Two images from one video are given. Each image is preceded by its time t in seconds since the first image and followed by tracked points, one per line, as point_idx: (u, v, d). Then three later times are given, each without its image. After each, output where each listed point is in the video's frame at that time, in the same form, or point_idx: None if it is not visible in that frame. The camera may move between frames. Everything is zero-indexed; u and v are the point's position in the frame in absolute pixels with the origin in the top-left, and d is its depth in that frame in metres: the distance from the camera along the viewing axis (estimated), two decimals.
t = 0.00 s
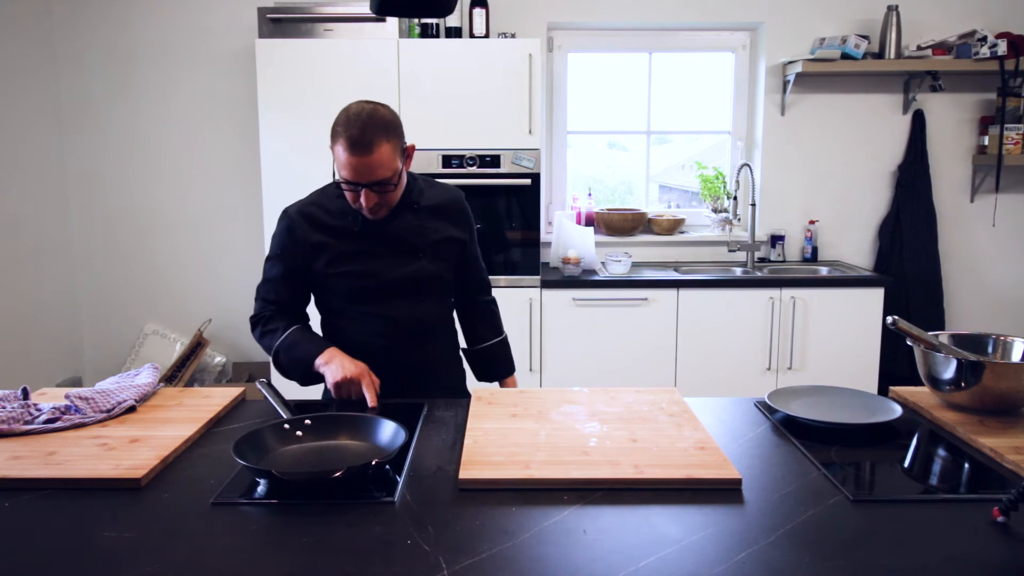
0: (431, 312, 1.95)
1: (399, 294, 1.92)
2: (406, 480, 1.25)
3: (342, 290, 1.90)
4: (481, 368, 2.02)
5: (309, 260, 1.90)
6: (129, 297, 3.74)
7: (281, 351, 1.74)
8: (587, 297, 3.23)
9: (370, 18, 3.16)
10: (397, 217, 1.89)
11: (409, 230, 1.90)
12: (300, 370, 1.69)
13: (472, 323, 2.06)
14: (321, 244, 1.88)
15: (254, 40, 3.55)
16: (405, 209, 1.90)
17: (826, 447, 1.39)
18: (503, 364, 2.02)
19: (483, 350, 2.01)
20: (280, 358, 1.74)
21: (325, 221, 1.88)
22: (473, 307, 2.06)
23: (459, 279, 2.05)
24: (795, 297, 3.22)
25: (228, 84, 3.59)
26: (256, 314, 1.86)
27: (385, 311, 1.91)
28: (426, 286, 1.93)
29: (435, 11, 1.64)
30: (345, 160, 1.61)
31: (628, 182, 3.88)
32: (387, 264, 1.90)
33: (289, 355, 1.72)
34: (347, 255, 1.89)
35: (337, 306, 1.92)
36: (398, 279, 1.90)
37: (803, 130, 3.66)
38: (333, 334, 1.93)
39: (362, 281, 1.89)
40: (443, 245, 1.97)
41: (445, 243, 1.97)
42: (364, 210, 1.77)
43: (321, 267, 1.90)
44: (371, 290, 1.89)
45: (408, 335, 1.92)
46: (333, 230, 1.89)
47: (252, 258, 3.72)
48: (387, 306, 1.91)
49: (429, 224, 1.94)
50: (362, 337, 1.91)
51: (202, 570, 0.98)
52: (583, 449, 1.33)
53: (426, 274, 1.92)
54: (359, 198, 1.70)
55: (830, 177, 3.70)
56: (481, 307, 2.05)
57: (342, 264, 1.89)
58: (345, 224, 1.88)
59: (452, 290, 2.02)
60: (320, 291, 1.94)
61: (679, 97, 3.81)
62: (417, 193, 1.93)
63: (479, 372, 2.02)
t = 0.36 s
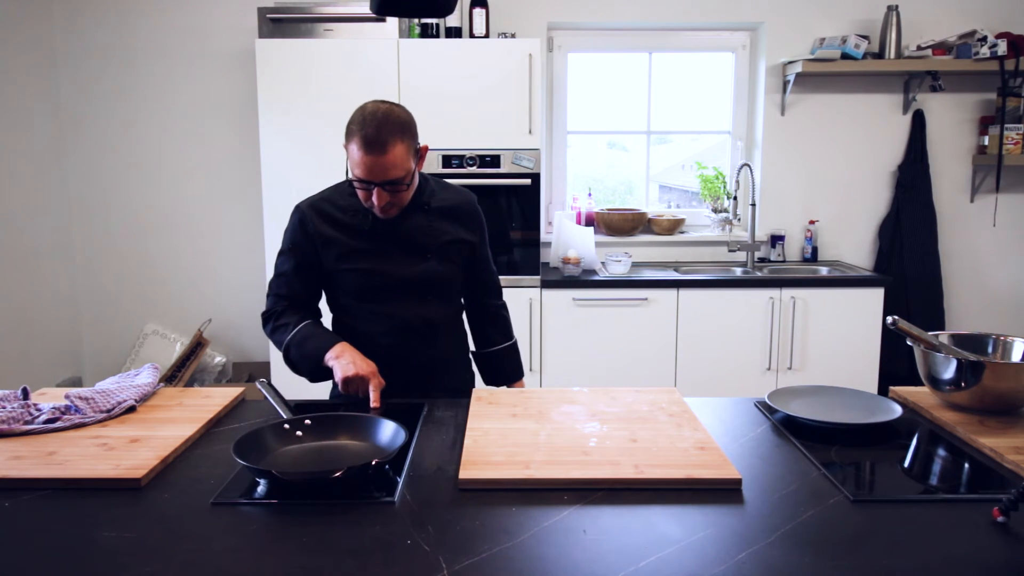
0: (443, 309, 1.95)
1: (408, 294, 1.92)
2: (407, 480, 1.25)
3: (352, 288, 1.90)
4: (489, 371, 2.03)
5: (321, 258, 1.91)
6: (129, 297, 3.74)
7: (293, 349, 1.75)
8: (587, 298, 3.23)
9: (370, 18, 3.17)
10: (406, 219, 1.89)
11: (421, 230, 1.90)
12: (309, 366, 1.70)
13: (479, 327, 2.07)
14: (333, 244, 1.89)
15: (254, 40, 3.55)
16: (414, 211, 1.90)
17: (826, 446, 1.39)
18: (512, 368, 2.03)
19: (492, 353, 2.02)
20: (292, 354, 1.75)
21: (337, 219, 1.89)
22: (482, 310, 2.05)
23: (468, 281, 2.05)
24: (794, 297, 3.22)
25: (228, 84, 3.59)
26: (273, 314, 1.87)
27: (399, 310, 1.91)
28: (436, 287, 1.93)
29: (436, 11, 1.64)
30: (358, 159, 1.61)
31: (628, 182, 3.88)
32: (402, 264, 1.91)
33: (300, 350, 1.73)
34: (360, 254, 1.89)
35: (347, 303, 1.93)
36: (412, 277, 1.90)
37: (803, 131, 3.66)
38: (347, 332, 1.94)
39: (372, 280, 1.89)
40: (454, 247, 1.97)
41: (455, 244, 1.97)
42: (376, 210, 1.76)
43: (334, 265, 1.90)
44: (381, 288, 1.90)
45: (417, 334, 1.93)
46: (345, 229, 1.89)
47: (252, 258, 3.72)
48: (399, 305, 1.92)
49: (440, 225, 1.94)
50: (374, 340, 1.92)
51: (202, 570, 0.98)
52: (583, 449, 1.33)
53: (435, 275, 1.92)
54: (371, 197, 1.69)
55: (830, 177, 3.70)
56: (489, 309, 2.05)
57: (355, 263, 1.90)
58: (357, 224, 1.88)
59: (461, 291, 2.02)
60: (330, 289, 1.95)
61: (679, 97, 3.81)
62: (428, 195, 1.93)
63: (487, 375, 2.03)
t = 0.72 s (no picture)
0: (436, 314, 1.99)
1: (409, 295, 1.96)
2: (406, 480, 1.25)
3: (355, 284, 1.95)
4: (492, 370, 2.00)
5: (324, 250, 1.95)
6: (128, 297, 3.74)
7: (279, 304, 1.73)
8: (587, 297, 3.23)
9: (370, 18, 3.21)
10: (412, 219, 1.95)
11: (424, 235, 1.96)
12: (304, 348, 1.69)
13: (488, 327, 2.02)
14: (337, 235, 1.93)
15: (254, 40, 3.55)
16: (420, 213, 1.96)
17: (826, 446, 1.39)
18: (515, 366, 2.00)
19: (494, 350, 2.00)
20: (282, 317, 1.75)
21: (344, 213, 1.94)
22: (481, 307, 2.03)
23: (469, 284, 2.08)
24: (794, 297, 3.22)
25: (228, 85, 3.59)
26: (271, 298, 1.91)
27: (394, 311, 1.95)
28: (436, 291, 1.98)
29: (436, 11, 1.64)
30: (374, 125, 1.66)
31: (628, 182, 3.88)
32: (400, 264, 1.96)
33: (282, 301, 1.71)
34: (363, 250, 1.94)
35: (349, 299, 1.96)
36: (409, 279, 1.95)
37: (803, 131, 3.66)
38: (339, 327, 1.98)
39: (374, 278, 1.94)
40: (455, 254, 2.01)
41: (457, 251, 2.01)
42: (378, 191, 1.77)
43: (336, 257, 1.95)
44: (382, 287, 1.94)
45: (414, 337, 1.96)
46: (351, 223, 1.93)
47: (252, 258, 3.73)
48: (395, 306, 1.95)
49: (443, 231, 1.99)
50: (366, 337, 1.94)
51: (201, 570, 0.98)
52: (583, 449, 1.32)
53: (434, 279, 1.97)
54: (378, 172, 1.72)
55: (830, 177, 3.70)
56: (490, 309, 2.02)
57: (356, 258, 1.94)
58: (364, 219, 1.93)
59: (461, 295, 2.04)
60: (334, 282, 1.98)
61: (679, 97, 3.81)
62: (435, 199, 1.97)
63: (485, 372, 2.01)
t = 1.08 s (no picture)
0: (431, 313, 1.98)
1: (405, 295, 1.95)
2: (406, 480, 1.25)
3: (350, 285, 1.93)
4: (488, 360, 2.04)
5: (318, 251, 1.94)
6: (128, 297, 3.74)
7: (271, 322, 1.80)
8: (587, 297, 3.23)
9: (370, 18, 3.21)
10: (409, 219, 1.94)
11: (421, 235, 1.96)
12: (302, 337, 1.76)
13: (486, 326, 2.06)
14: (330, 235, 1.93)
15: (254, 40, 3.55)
16: (414, 212, 1.95)
17: (826, 446, 1.39)
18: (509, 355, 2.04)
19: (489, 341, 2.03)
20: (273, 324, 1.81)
21: (337, 213, 1.94)
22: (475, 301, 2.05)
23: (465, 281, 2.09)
24: (794, 297, 3.22)
25: (228, 85, 3.59)
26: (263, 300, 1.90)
27: (389, 311, 1.94)
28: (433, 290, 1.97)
29: (436, 11, 1.64)
30: (369, 120, 1.66)
31: (628, 183, 3.88)
32: (393, 263, 1.95)
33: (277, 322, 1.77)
34: (358, 251, 1.93)
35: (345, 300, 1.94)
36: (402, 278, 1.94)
37: (803, 131, 3.66)
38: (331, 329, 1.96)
39: (369, 279, 1.93)
40: (451, 253, 2.01)
41: (454, 251, 2.02)
42: (372, 187, 1.77)
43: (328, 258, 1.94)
44: (377, 288, 1.93)
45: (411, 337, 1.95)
46: (344, 224, 1.93)
47: (251, 257, 3.72)
48: (391, 306, 1.94)
49: (440, 232, 1.99)
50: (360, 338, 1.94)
51: (201, 569, 0.98)
52: (583, 450, 1.32)
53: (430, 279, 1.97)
54: (372, 167, 1.72)
55: (830, 177, 3.70)
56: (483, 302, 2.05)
57: (349, 258, 1.93)
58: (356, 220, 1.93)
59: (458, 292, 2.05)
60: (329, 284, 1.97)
61: (679, 97, 3.81)
62: (429, 199, 1.97)
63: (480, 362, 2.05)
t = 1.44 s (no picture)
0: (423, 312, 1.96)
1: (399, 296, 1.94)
2: (406, 480, 1.25)
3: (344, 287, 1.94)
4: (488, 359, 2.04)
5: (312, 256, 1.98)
6: (128, 297, 3.74)
7: (278, 325, 1.85)
8: (587, 297, 3.23)
9: (370, 18, 3.21)
10: (401, 219, 1.93)
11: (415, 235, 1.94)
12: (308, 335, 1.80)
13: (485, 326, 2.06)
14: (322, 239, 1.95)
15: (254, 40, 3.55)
16: (406, 213, 1.94)
17: (826, 446, 1.39)
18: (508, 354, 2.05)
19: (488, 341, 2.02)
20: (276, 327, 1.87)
21: (329, 218, 1.95)
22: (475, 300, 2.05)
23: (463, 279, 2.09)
24: (794, 298, 3.22)
25: (227, 85, 3.59)
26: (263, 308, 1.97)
27: (384, 312, 1.93)
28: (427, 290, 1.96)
29: (436, 12, 1.64)
30: (358, 123, 1.66)
31: (628, 183, 3.88)
32: (384, 265, 1.95)
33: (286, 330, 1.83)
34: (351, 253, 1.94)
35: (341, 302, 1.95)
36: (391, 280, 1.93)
37: (803, 131, 3.66)
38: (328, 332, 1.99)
39: (362, 281, 1.93)
40: (446, 252, 2.00)
41: (448, 250, 2.00)
42: (366, 191, 1.77)
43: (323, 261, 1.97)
44: (370, 290, 1.93)
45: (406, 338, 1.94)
46: (336, 227, 1.94)
47: (251, 257, 3.72)
48: (385, 307, 1.94)
49: (434, 231, 1.98)
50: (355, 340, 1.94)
51: (200, 570, 0.98)
52: (583, 450, 1.32)
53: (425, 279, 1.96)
54: (364, 170, 1.72)
55: (830, 177, 3.70)
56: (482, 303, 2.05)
57: (340, 262, 1.95)
58: (347, 223, 1.94)
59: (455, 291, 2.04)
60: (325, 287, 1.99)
61: (679, 97, 3.81)
62: (422, 199, 1.95)
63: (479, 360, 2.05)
